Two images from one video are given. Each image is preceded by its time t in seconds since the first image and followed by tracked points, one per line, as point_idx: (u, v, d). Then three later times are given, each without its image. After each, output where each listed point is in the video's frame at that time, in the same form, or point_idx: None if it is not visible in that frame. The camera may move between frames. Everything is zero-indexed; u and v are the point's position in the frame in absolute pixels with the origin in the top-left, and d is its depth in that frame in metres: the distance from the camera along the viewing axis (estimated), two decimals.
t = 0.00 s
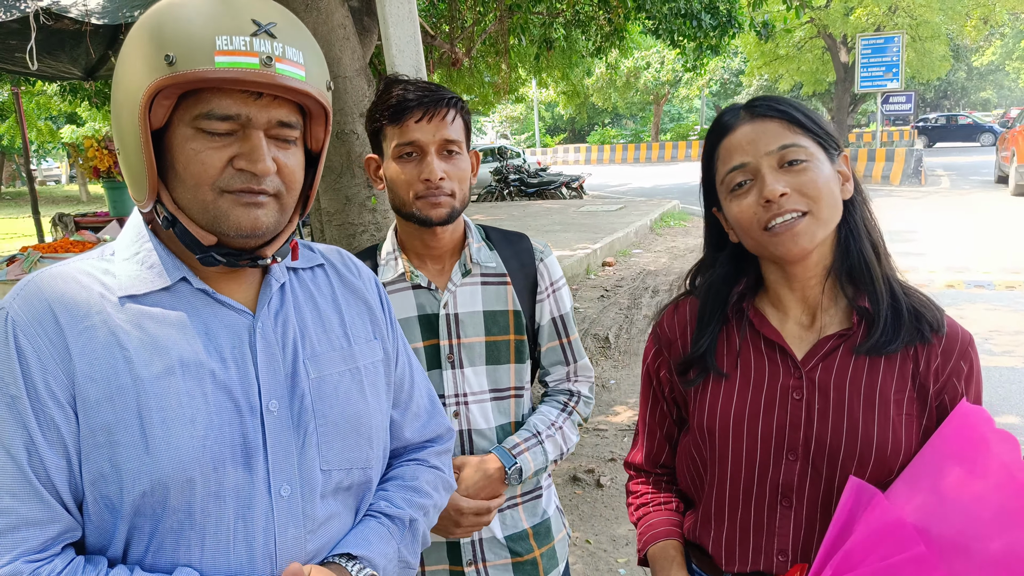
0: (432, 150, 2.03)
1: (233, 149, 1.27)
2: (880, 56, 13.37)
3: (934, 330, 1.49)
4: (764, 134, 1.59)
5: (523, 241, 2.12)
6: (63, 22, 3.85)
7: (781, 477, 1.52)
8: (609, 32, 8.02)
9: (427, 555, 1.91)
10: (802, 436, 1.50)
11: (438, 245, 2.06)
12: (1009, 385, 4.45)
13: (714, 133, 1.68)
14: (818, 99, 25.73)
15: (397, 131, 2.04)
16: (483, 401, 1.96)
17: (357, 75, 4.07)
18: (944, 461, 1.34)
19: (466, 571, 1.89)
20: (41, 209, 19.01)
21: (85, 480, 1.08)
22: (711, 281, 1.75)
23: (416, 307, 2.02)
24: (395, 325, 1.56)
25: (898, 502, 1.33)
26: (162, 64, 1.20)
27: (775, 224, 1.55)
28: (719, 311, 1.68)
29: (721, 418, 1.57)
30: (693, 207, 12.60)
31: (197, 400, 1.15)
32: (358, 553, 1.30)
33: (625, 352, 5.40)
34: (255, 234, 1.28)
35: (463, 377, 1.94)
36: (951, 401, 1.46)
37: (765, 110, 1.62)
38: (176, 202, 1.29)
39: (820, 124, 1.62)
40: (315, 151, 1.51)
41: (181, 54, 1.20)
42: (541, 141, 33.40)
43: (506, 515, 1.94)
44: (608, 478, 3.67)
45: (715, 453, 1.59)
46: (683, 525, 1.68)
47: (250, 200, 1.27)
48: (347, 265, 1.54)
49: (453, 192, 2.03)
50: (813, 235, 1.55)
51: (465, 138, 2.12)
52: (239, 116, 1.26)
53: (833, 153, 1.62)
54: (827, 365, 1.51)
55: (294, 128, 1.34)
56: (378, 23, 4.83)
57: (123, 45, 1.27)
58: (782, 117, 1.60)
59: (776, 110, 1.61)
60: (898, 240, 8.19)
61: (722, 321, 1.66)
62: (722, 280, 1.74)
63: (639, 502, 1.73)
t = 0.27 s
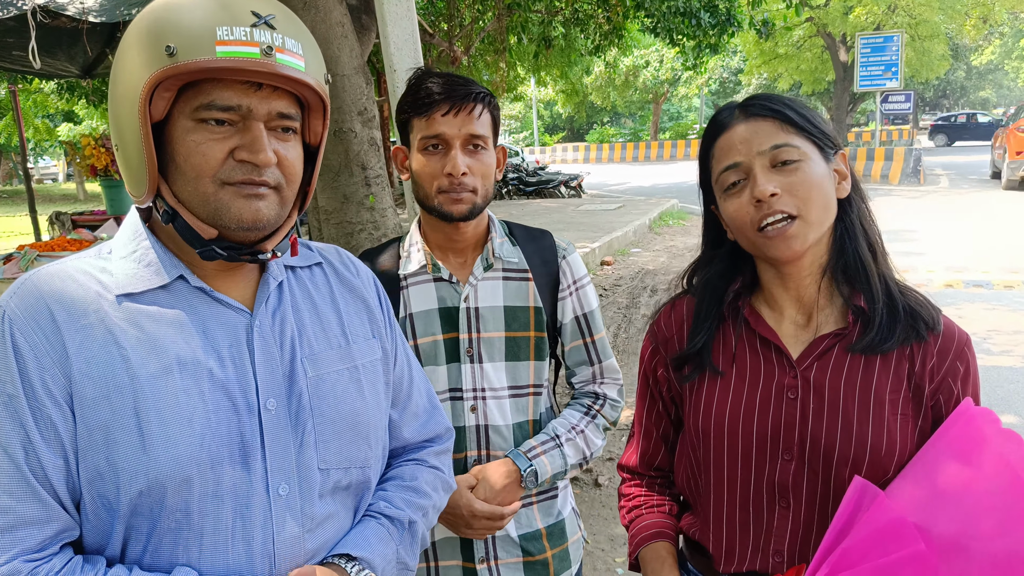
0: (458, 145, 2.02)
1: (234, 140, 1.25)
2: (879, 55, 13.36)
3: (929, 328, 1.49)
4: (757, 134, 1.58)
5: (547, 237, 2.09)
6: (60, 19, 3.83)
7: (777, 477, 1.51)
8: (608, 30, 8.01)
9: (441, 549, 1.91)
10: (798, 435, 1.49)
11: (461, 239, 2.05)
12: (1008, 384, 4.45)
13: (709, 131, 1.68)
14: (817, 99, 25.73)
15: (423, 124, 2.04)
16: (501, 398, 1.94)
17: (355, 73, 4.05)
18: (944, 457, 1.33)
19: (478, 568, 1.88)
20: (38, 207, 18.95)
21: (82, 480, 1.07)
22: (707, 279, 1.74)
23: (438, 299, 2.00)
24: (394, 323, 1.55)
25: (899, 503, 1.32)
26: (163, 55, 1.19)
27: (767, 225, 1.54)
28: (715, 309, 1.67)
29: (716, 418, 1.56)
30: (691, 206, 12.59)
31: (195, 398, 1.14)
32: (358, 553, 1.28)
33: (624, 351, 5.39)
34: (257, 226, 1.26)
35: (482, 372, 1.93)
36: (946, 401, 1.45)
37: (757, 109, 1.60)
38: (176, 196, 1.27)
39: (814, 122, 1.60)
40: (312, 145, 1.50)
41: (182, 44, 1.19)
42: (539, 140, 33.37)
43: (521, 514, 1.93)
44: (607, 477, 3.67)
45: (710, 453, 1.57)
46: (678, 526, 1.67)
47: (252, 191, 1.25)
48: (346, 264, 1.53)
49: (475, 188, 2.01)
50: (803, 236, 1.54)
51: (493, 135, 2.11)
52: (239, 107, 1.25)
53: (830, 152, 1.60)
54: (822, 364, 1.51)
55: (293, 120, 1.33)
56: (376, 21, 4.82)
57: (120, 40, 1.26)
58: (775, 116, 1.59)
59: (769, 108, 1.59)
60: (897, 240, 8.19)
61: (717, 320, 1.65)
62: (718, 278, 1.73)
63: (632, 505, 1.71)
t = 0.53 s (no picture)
0: (487, 147, 2.00)
1: (229, 142, 1.25)
2: (877, 57, 13.38)
3: (928, 330, 1.48)
4: (766, 134, 1.57)
5: (573, 241, 2.07)
6: (58, 20, 3.82)
7: (776, 478, 1.50)
8: (606, 31, 8.02)
9: (454, 547, 1.91)
10: (796, 436, 1.49)
11: (487, 240, 2.05)
12: (1006, 386, 4.45)
13: (717, 129, 1.67)
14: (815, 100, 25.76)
15: (454, 124, 2.02)
16: (520, 400, 1.94)
17: (354, 74, 4.04)
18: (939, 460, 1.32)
19: (491, 568, 1.88)
20: (36, 209, 18.90)
21: (80, 484, 1.06)
22: (705, 278, 1.74)
23: (460, 298, 1.99)
24: (389, 324, 1.54)
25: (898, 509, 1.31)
26: (159, 57, 1.18)
27: (771, 228, 1.54)
28: (713, 310, 1.66)
29: (715, 419, 1.55)
30: (690, 208, 12.59)
31: (192, 402, 1.13)
32: (357, 555, 1.28)
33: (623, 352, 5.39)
34: (252, 228, 1.25)
35: (503, 373, 1.93)
36: (944, 403, 1.44)
37: (768, 109, 1.60)
38: (171, 197, 1.26)
39: (822, 125, 1.60)
40: (307, 147, 1.49)
41: (179, 46, 1.18)
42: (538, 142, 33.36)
43: (537, 516, 1.92)
44: (605, 479, 3.66)
45: (708, 456, 1.56)
46: (678, 529, 1.66)
47: (247, 193, 1.25)
48: (340, 266, 1.52)
49: (503, 192, 2.00)
50: (807, 237, 1.54)
51: (523, 136, 2.08)
52: (235, 109, 1.25)
53: (835, 155, 1.60)
54: (820, 365, 1.50)
55: (289, 121, 1.32)
56: (375, 23, 4.81)
57: (115, 41, 1.25)
58: (786, 118, 1.58)
59: (779, 109, 1.59)
60: (895, 241, 8.19)
61: (715, 321, 1.65)
62: (715, 278, 1.73)
63: (633, 508, 1.70)
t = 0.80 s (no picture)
0: (515, 150, 2.01)
1: (232, 152, 1.25)
2: (878, 58, 13.37)
3: (931, 336, 1.49)
4: (782, 136, 1.57)
5: (598, 244, 2.07)
6: (60, 22, 3.83)
7: (776, 480, 1.50)
8: (607, 33, 8.03)
9: (469, 543, 1.93)
10: (795, 439, 1.49)
11: (512, 242, 2.06)
12: (1006, 388, 4.45)
13: (730, 127, 1.67)
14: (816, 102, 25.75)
15: (482, 127, 2.04)
16: (539, 402, 1.95)
17: (355, 77, 4.05)
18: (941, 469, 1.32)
19: (505, 566, 1.90)
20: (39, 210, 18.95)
21: (80, 488, 1.07)
22: (707, 278, 1.74)
23: (484, 298, 2.00)
24: (388, 327, 1.54)
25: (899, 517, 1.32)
26: (164, 66, 1.19)
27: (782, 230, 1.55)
28: (715, 312, 1.66)
29: (715, 423, 1.55)
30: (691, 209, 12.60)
31: (193, 406, 1.14)
32: (356, 556, 1.28)
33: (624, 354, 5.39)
34: (253, 238, 1.26)
35: (524, 375, 1.95)
36: (946, 408, 1.45)
37: (788, 111, 1.59)
38: (173, 206, 1.27)
39: (838, 130, 1.60)
40: (309, 154, 1.50)
41: (185, 56, 1.18)
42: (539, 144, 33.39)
43: (552, 517, 1.93)
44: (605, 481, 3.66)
45: (708, 459, 1.57)
46: (679, 530, 1.66)
47: (249, 204, 1.26)
48: (340, 268, 1.52)
49: (529, 195, 2.01)
50: (815, 242, 1.54)
51: (552, 139, 2.08)
52: (239, 120, 1.25)
53: (847, 161, 1.61)
54: (821, 369, 1.51)
55: (292, 131, 1.32)
56: (376, 25, 4.82)
57: (118, 43, 1.25)
58: (803, 120, 1.58)
59: (797, 111, 1.59)
60: (897, 243, 8.19)
61: (717, 323, 1.64)
62: (716, 280, 1.73)
63: (635, 507, 1.70)
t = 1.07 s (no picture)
0: (534, 156, 2.01)
1: (241, 163, 1.25)
2: (877, 60, 13.39)
3: (931, 338, 1.48)
4: (779, 142, 1.55)
5: (619, 249, 2.08)
6: (60, 25, 3.83)
7: (774, 480, 1.50)
8: (606, 36, 8.04)
9: (480, 540, 1.94)
10: (793, 439, 1.49)
11: (532, 246, 2.05)
12: (1006, 389, 4.45)
13: (732, 125, 1.66)
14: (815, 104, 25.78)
15: (502, 132, 2.03)
16: (555, 404, 1.95)
17: (354, 80, 4.06)
18: (941, 465, 1.32)
19: (515, 566, 1.90)
20: (37, 213, 18.92)
21: (82, 494, 1.07)
22: (704, 279, 1.74)
23: (502, 300, 2.01)
24: (390, 332, 1.54)
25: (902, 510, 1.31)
26: (175, 74, 1.19)
27: (765, 236, 1.56)
28: (711, 313, 1.66)
29: (712, 422, 1.55)
30: (690, 211, 12.61)
31: (195, 413, 1.14)
32: (357, 562, 1.28)
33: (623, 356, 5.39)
34: (257, 248, 1.27)
35: (540, 377, 1.95)
36: (939, 405, 1.44)
37: (787, 118, 1.56)
38: (178, 212, 1.27)
39: (838, 137, 1.57)
40: (317, 162, 1.50)
41: (196, 65, 1.18)
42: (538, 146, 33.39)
43: (563, 518, 1.93)
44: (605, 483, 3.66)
45: (707, 461, 1.56)
46: (677, 532, 1.66)
47: (254, 215, 1.26)
48: (341, 273, 1.53)
49: (549, 200, 2.00)
50: (800, 253, 1.55)
51: (573, 145, 2.07)
52: (249, 131, 1.25)
53: (846, 170, 1.59)
54: (817, 369, 1.51)
55: (302, 143, 1.32)
56: (375, 27, 4.83)
57: (126, 48, 1.25)
58: (801, 127, 1.56)
59: (795, 117, 1.56)
60: (896, 245, 8.20)
61: (713, 323, 1.64)
62: (715, 279, 1.72)
63: (629, 515, 1.68)
